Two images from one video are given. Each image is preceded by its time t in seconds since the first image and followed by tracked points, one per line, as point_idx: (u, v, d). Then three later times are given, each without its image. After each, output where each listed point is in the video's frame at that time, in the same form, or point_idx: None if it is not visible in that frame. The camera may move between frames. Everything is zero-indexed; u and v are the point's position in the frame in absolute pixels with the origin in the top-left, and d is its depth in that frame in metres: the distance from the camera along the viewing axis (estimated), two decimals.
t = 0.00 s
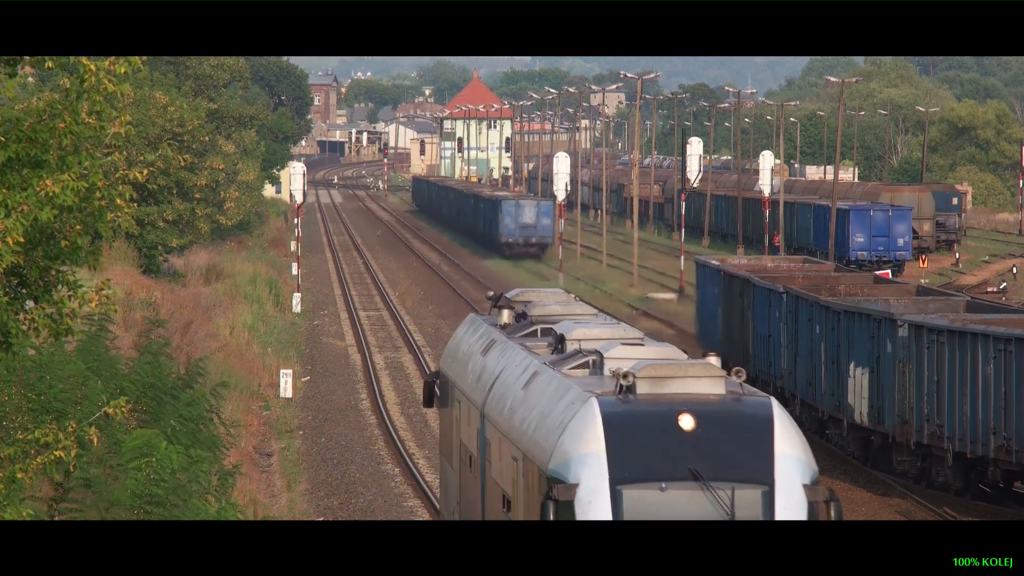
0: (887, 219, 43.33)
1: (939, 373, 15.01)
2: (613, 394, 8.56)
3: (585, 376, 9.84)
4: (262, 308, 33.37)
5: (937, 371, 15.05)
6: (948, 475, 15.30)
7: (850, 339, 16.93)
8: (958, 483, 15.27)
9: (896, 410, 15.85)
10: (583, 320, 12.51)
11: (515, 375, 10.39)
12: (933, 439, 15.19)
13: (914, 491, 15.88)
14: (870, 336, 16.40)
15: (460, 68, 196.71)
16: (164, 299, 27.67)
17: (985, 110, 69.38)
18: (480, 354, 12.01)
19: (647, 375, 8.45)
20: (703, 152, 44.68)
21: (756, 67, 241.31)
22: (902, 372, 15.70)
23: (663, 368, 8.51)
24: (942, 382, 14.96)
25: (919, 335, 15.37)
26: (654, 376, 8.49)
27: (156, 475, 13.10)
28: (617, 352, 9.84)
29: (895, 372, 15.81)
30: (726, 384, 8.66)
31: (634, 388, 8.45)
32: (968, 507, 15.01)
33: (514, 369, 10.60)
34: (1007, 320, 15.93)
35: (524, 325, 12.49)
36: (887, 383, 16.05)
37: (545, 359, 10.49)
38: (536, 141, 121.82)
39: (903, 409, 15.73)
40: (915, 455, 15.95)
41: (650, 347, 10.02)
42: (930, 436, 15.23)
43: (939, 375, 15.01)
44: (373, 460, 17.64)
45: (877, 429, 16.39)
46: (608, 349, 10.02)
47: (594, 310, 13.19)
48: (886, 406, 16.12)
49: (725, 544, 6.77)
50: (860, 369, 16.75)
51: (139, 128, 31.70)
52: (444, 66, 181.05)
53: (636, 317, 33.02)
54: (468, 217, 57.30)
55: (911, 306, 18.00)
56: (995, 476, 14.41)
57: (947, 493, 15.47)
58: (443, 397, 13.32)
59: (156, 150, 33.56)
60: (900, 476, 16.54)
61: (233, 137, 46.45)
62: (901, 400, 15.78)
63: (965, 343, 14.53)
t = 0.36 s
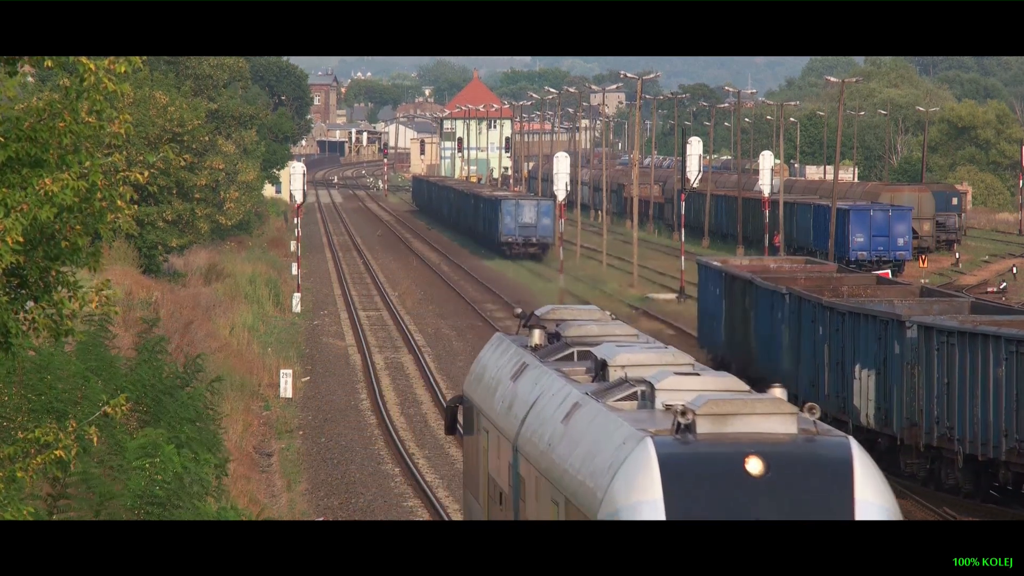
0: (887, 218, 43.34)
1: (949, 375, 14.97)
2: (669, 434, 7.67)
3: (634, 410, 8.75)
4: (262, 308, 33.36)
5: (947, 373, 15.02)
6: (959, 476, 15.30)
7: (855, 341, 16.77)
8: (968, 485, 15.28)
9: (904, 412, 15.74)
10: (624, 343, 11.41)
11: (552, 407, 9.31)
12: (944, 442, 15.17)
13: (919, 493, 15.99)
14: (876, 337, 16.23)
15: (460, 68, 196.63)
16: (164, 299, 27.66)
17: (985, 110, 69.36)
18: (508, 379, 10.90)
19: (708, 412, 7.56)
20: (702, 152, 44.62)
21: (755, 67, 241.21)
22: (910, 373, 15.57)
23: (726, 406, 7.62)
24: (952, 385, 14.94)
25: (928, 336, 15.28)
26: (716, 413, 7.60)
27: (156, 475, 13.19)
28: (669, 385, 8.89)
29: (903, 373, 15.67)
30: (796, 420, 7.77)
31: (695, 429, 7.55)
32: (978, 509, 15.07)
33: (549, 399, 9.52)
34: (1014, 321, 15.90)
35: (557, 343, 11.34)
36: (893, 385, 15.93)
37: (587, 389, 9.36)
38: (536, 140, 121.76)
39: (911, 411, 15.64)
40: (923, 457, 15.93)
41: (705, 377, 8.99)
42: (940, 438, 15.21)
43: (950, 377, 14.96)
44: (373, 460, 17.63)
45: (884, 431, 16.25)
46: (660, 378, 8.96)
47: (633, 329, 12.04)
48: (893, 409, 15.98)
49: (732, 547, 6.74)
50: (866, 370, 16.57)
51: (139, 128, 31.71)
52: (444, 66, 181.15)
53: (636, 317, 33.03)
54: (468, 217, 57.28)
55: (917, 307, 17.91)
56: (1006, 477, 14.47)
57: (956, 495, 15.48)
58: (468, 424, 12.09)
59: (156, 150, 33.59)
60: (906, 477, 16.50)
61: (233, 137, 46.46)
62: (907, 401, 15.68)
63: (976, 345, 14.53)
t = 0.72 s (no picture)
0: (887, 218, 43.33)
1: (960, 376, 14.49)
2: (744, 484, 7.38)
3: (696, 453, 8.52)
4: (262, 308, 33.36)
5: (958, 374, 14.55)
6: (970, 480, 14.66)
7: (863, 343, 16.56)
8: (979, 489, 14.62)
9: (913, 413, 15.29)
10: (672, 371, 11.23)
11: (604, 446, 8.96)
12: (955, 444, 14.61)
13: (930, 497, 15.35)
14: (885, 338, 15.94)
15: (460, 68, 196.66)
16: (164, 299, 27.65)
17: (985, 110, 69.43)
18: (550, 413, 10.56)
19: (790, 461, 7.20)
20: (702, 152, 44.61)
21: (755, 67, 241.16)
22: (919, 375, 15.17)
23: (810, 454, 7.27)
24: (963, 386, 14.45)
25: (939, 337, 14.88)
26: (798, 460, 7.25)
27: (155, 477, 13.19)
28: (738, 423, 8.41)
29: (912, 374, 15.28)
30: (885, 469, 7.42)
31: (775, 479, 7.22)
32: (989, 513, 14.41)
33: (600, 438, 9.17)
34: None
35: (602, 372, 10.96)
36: (901, 386, 15.52)
37: (640, 427, 9.05)
38: (536, 140, 121.73)
39: (921, 413, 15.18)
40: (935, 461, 15.35)
41: (778, 417, 8.63)
42: (951, 441, 14.65)
43: (961, 378, 14.48)
44: (373, 459, 17.62)
45: (891, 434, 15.78)
46: (723, 416, 8.60)
47: (684, 358, 11.70)
48: (901, 410, 15.56)
49: (732, 549, 6.75)
50: (873, 371, 16.27)
51: (139, 128, 31.70)
52: (444, 66, 181.22)
53: (637, 317, 33.02)
54: (468, 217, 57.27)
55: (922, 308, 17.87)
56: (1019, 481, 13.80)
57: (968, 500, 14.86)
58: (502, 459, 11.87)
59: (156, 150, 33.57)
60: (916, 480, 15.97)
61: (232, 136, 46.46)
62: (917, 402, 15.23)
63: (989, 345, 14.05)
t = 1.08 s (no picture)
0: (887, 218, 43.33)
1: (972, 378, 13.72)
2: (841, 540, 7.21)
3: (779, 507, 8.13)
4: (262, 308, 33.35)
5: (970, 376, 13.79)
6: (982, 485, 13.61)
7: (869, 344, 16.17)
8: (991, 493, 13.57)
9: (922, 416, 14.63)
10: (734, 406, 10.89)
11: (665, 494, 8.46)
12: (965, 447, 13.77)
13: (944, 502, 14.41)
14: (891, 338, 15.47)
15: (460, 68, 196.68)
16: (164, 299, 27.64)
17: (985, 110, 69.42)
18: (598, 453, 10.08)
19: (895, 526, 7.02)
20: (702, 152, 44.59)
21: (755, 67, 241.10)
22: (928, 376, 14.55)
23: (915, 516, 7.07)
24: (974, 388, 13.67)
25: (950, 340, 14.20)
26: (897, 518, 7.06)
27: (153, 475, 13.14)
28: (826, 474, 7.76)
29: (920, 376, 14.69)
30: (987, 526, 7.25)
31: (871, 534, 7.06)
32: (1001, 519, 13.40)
33: (659, 483, 8.69)
34: None
35: (657, 408, 10.61)
36: (909, 388, 14.94)
37: (709, 475, 8.48)
38: (536, 140, 121.73)
39: (930, 416, 14.51)
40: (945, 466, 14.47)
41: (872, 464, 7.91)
42: (962, 443, 13.83)
43: (972, 380, 13.72)
44: (372, 460, 17.60)
45: (899, 436, 15.13)
46: (810, 465, 7.97)
47: (746, 389, 11.25)
48: (908, 412, 14.94)
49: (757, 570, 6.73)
50: (879, 373, 15.81)
51: (139, 128, 31.71)
52: (445, 66, 181.15)
53: (637, 317, 33.01)
54: (468, 217, 57.27)
55: (926, 310, 17.86)
56: None
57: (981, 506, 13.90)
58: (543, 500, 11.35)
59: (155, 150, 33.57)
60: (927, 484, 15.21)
61: (232, 136, 46.47)
62: (925, 404, 14.60)
63: (1001, 346, 13.23)
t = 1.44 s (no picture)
0: (887, 218, 43.37)
1: (983, 380, 13.63)
2: None
3: None
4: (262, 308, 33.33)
5: (981, 378, 13.69)
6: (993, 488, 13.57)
7: (875, 346, 16.12)
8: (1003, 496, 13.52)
9: (931, 417, 14.60)
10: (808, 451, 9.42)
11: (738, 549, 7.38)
12: (977, 450, 13.69)
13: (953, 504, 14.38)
14: (898, 340, 15.44)
15: (460, 68, 196.59)
16: (164, 299, 27.62)
17: (985, 110, 69.43)
18: (662, 505, 8.97)
19: None
20: (702, 153, 44.50)
21: (755, 67, 241.13)
22: (937, 377, 14.51)
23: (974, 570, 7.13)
24: (985, 390, 13.59)
25: (961, 340, 14.12)
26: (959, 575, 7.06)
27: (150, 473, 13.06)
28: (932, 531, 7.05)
29: (928, 377, 14.66)
30: None
31: None
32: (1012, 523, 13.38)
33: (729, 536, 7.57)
34: None
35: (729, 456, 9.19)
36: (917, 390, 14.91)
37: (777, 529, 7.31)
38: (536, 141, 121.72)
39: (939, 418, 14.47)
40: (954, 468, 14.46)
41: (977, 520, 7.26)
42: (972, 445, 13.77)
43: (983, 382, 13.64)
44: (372, 460, 17.60)
45: (908, 438, 15.14)
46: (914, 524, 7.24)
47: (830, 430, 9.61)
48: (917, 413, 14.93)
49: None
50: (885, 375, 15.78)
51: (139, 128, 31.70)
52: (444, 67, 181.08)
53: (636, 317, 32.99)
54: (468, 217, 57.24)
55: (932, 311, 17.86)
56: None
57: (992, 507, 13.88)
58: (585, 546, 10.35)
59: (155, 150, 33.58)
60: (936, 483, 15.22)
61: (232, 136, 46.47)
62: (933, 404, 14.57)
63: (1013, 348, 13.10)
